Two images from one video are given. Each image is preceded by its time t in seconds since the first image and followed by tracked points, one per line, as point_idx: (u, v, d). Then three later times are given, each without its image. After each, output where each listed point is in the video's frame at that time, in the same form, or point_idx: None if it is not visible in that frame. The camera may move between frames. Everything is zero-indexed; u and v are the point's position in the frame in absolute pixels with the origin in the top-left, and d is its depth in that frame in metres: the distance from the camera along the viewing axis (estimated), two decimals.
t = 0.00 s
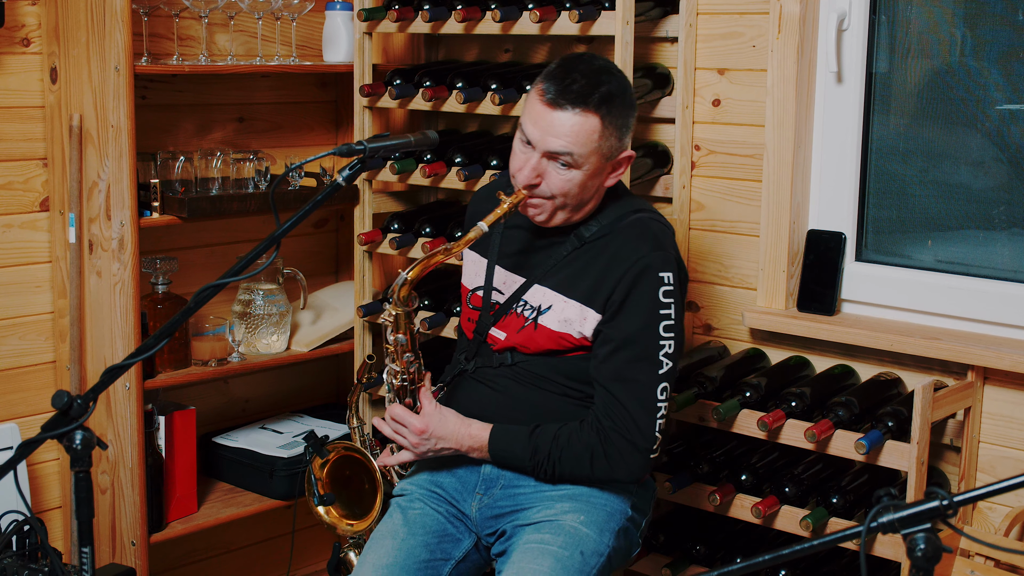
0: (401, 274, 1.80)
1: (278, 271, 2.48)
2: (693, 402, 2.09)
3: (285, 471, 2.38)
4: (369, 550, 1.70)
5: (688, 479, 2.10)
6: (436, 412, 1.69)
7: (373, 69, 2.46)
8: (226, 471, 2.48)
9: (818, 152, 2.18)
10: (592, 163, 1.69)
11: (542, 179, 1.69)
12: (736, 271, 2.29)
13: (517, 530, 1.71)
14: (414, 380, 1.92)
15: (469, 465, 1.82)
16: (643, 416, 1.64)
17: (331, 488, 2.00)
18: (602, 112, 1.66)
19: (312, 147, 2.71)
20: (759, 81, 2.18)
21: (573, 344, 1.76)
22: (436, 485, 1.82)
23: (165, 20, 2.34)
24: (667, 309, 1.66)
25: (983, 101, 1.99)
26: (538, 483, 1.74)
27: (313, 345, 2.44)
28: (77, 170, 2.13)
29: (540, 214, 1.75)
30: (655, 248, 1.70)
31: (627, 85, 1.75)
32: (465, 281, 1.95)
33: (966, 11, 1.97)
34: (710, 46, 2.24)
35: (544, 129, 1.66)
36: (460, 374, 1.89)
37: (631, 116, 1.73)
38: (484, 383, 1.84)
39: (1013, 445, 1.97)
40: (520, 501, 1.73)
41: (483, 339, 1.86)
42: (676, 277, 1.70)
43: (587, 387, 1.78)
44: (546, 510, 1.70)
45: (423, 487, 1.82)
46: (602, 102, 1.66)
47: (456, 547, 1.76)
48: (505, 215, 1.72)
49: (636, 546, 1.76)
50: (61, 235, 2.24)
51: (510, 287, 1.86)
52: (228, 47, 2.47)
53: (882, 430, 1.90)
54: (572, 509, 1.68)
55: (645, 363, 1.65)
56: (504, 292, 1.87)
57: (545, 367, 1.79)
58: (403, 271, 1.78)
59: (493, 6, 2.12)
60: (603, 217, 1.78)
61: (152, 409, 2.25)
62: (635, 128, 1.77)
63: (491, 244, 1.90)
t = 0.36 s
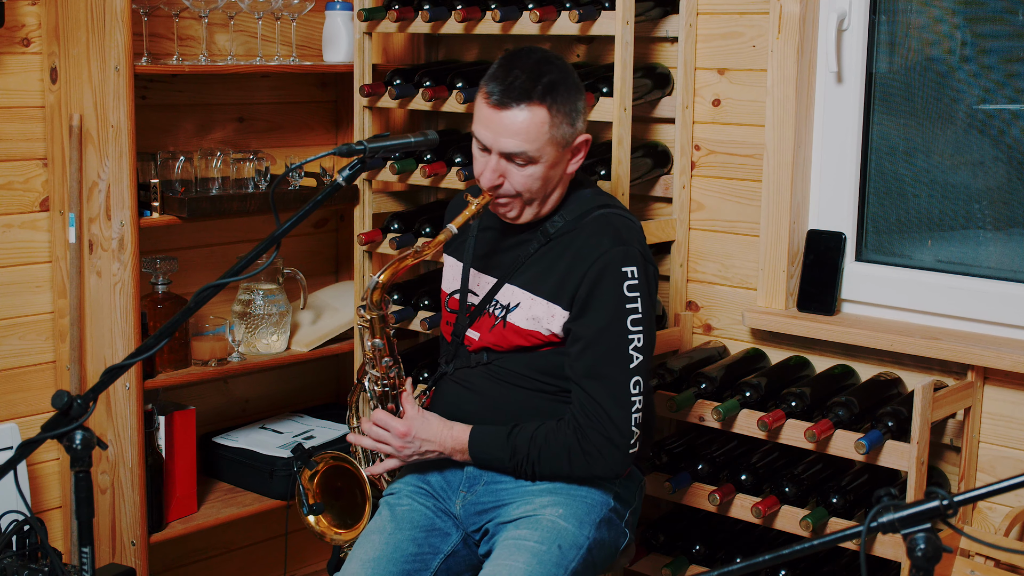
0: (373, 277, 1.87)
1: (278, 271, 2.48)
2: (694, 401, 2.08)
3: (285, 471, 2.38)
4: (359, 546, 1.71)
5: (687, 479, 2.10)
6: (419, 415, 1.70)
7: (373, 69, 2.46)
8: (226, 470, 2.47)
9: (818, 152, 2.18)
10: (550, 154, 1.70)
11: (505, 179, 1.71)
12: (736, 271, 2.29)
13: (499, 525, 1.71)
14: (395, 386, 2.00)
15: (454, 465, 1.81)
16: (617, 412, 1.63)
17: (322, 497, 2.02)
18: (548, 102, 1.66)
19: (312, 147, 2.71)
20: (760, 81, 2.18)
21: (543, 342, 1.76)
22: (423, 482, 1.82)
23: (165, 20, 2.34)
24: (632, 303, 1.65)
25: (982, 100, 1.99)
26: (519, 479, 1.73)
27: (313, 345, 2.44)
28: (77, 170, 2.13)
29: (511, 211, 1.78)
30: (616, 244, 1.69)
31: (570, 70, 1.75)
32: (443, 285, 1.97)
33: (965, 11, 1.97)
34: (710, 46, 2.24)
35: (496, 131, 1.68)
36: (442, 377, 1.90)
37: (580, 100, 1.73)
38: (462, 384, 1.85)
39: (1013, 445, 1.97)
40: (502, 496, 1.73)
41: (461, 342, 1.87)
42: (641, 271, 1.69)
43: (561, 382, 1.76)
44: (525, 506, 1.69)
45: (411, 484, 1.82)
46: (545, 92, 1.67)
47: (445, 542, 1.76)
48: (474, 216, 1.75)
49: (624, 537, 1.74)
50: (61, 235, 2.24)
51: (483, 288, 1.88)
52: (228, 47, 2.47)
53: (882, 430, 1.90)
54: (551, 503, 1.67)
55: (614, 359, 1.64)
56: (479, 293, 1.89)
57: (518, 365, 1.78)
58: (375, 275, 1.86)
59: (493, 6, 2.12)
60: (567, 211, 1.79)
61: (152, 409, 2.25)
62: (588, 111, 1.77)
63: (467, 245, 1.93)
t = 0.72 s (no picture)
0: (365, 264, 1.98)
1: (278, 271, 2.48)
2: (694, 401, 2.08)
3: (285, 471, 2.38)
4: (360, 547, 1.71)
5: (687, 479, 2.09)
6: (416, 407, 1.71)
7: (373, 68, 2.46)
8: (226, 470, 2.47)
9: (818, 152, 2.18)
10: (534, 142, 1.71)
11: (489, 166, 1.73)
12: (736, 271, 2.29)
13: (496, 521, 1.71)
14: (391, 378, 2.06)
15: (454, 459, 1.83)
16: (613, 397, 1.63)
17: (322, 496, 2.01)
18: (532, 89, 1.69)
19: (312, 147, 2.71)
20: (760, 81, 2.18)
21: (539, 331, 1.76)
22: (424, 479, 1.83)
23: (165, 20, 2.34)
24: (626, 289, 1.66)
25: (981, 100, 1.99)
26: (518, 470, 1.74)
27: (313, 345, 2.44)
28: (77, 170, 2.13)
29: (496, 202, 1.78)
30: (609, 231, 1.70)
31: (556, 63, 1.78)
32: (440, 285, 1.97)
33: (965, 11, 1.97)
34: (710, 46, 2.24)
35: (481, 117, 1.70)
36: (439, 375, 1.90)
37: (566, 91, 1.75)
38: (461, 380, 1.85)
39: (1013, 445, 1.97)
40: (501, 491, 1.73)
41: (457, 339, 1.88)
42: (634, 258, 1.70)
43: (557, 373, 1.76)
44: (522, 502, 1.69)
45: (412, 483, 1.82)
46: (530, 79, 1.69)
47: (447, 541, 1.76)
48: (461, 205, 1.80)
49: (621, 534, 1.73)
50: (61, 235, 2.24)
51: (479, 284, 1.89)
52: (228, 47, 2.47)
53: (882, 430, 1.90)
54: (547, 500, 1.67)
55: (609, 343, 1.64)
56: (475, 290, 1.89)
57: (514, 356, 1.79)
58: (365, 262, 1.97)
59: (493, 6, 2.12)
60: (559, 202, 1.79)
61: (152, 409, 2.25)
62: (574, 104, 1.79)
63: (462, 244, 1.93)
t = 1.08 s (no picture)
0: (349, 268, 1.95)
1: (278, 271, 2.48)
2: (694, 401, 2.08)
3: (286, 471, 2.37)
4: (359, 546, 1.71)
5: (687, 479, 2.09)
6: (410, 410, 1.71)
7: (373, 68, 2.46)
8: (226, 471, 2.47)
9: (818, 152, 2.18)
10: (522, 145, 1.71)
11: (477, 167, 1.73)
12: (737, 271, 2.29)
13: (494, 520, 1.71)
14: (383, 381, 2.05)
15: (452, 459, 1.83)
16: (609, 398, 1.63)
17: (321, 499, 2.03)
18: (523, 93, 1.69)
19: (312, 147, 2.71)
20: (760, 81, 2.18)
21: (534, 333, 1.76)
22: (424, 479, 1.83)
23: (165, 20, 2.34)
24: (621, 290, 1.66)
25: (980, 100, 1.99)
26: (516, 470, 1.73)
27: (313, 345, 2.44)
28: (77, 170, 2.13)
29: (483, 204, 1.78)
30: (604, 232, 1.71)
31: (553, 69, 1.78)
32: (437, 286, 1.98)
33: (965, 11, 1.97)
34: (710, 46, 2.24)
35: (471, 116, 1.70)
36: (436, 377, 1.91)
37: (559, 97, 1.75)
38: (459, 381, 1.86)
39: (1013, 445, 1.97)
40: (500, 490, 1.73)
41: (454, 340, 1.88)
42: (629, 258, 1.71)
43: (553, 373, 1.75)
44: (520, 502, 1.68)
45: (411, 482, 1.82)
46: (522, 83, 1.69)
47: (446, 540, 1.75)
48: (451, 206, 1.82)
49: (620, 534, 1.73)
50: (61, 235, 2.24)
51: (475, 285, 1.88)
52: (228, 47, 2.47)
53: (882, 430, 1.90)
54: (546, 499, 1.67)
55: (604, 344, 1.64)
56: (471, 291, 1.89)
57: (509, 358, 1.79)
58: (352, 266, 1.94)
59: (493, 6, 2.12)
60: (553, 204, 1.79)
61: (152, 409, 2.25)
62: (567, 111, 1.78)
63: (458, 245, 1.93)
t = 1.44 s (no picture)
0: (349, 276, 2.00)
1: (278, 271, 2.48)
2: (694, 402, 2.09)
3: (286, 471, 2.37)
4: (359, 549, 1.71)
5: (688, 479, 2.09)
6: (409, 416, 1.72)
7: (373, 69, 2.46)
8: (226, 471, 2.47)
9: (818, 152, 2.18)
10: (519, 150, 1.70)
11: (475, 174, 1.72)
12: (737, 271, 2.29)
13: (493, 522, 1.71)
14: (383, 388, 2.07)
15: (452, 464, 1.82)
16: (607, 407, 1.63)
17: (321, 503, 2.04)
18: (516, 98, 1.68)
19: (312, 147, 2.71)
20: (760, 81, 2.18)
21: (533, 340, 1.76)
22: (423, 481, 1.82)
23: (165, 20, 2.34)
24: (620, 298, 1.65)
25: (979, 100, 1.99)
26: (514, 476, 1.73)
27: (313, 345, 2.44)
28: (77, 170, 2.13)
29: (486, 209, 1.78)
30: (604, 239, 1.70)
31: (547, 69, 1.76)
32: (436, 289, 1.98)
33: (964, 11, 1.97)
34: (710, 46, 2.24)
35: (465, 124, 1.69)
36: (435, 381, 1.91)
37: (554, 98, 1.74)
38: (457, 386, 1.86)
39: (1013, 445, 1.97)
40: (499, 493, 1.73)
41: (453, 344, 1.87)
42: (629, 266, 1.70)
43: (552, 380, 1.76)
44: (519, 504, 1.69)
45: (411, 485, 1.82)
46: (514, 88, 1.68)
47: (446, 542, 1.75)
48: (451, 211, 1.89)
49: (620, 534, 1.73)
50: (61, 235, 2.24)
51: (474, 290, 1.89)
52: (228, 47, 2.47)
53: (882, 430, 1.90)
54: (545, 501, 1.67)
55: (603, 352, 1.64)
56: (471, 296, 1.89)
57: (509, 363, 1.79)
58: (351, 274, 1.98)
59: (493, 6, 2.12)
60: (553, 209, 1.78)
61: (152, 409, 2.25)
62: (564, 110, 1.77)
63: (456, 249, 1.93)
